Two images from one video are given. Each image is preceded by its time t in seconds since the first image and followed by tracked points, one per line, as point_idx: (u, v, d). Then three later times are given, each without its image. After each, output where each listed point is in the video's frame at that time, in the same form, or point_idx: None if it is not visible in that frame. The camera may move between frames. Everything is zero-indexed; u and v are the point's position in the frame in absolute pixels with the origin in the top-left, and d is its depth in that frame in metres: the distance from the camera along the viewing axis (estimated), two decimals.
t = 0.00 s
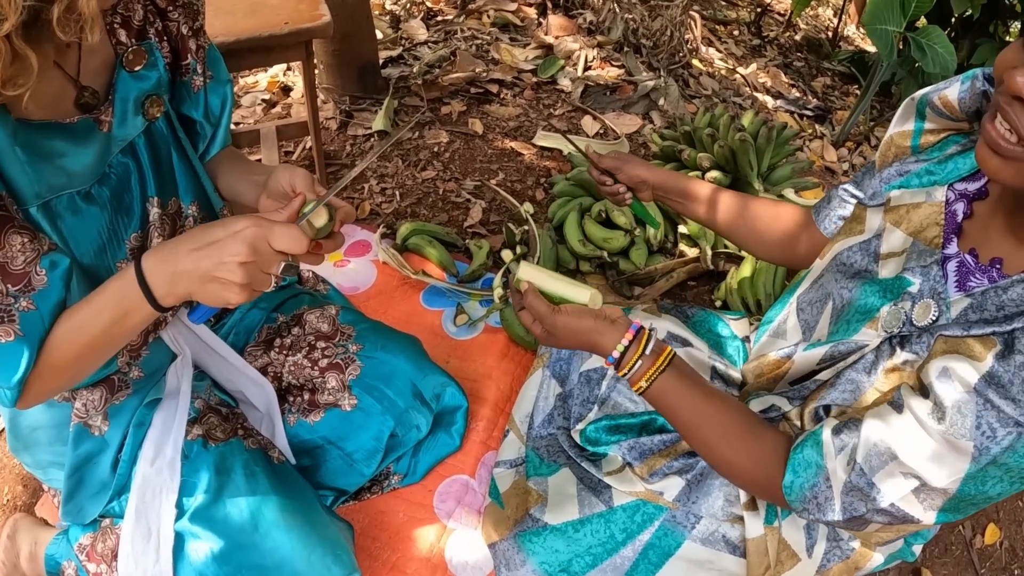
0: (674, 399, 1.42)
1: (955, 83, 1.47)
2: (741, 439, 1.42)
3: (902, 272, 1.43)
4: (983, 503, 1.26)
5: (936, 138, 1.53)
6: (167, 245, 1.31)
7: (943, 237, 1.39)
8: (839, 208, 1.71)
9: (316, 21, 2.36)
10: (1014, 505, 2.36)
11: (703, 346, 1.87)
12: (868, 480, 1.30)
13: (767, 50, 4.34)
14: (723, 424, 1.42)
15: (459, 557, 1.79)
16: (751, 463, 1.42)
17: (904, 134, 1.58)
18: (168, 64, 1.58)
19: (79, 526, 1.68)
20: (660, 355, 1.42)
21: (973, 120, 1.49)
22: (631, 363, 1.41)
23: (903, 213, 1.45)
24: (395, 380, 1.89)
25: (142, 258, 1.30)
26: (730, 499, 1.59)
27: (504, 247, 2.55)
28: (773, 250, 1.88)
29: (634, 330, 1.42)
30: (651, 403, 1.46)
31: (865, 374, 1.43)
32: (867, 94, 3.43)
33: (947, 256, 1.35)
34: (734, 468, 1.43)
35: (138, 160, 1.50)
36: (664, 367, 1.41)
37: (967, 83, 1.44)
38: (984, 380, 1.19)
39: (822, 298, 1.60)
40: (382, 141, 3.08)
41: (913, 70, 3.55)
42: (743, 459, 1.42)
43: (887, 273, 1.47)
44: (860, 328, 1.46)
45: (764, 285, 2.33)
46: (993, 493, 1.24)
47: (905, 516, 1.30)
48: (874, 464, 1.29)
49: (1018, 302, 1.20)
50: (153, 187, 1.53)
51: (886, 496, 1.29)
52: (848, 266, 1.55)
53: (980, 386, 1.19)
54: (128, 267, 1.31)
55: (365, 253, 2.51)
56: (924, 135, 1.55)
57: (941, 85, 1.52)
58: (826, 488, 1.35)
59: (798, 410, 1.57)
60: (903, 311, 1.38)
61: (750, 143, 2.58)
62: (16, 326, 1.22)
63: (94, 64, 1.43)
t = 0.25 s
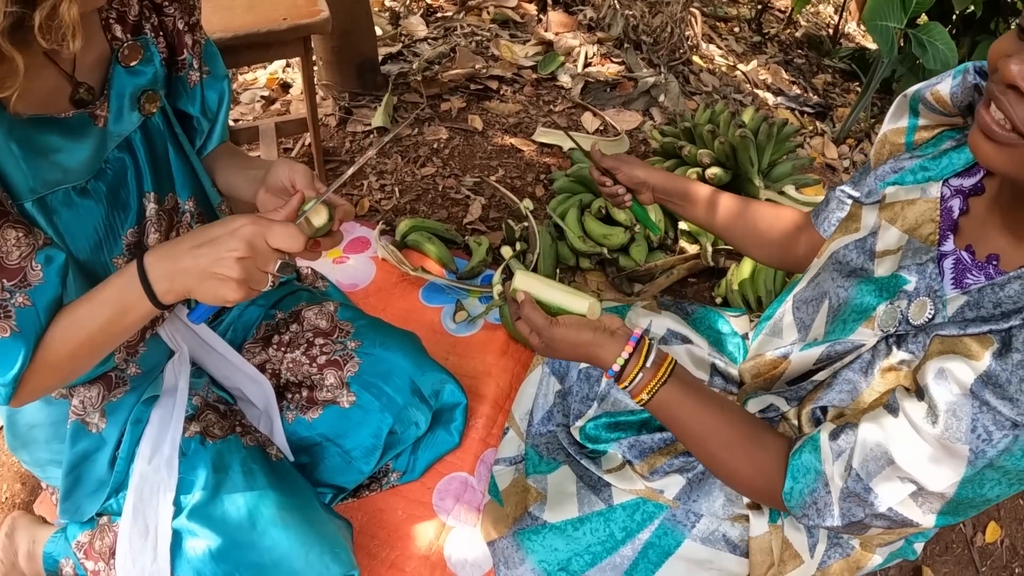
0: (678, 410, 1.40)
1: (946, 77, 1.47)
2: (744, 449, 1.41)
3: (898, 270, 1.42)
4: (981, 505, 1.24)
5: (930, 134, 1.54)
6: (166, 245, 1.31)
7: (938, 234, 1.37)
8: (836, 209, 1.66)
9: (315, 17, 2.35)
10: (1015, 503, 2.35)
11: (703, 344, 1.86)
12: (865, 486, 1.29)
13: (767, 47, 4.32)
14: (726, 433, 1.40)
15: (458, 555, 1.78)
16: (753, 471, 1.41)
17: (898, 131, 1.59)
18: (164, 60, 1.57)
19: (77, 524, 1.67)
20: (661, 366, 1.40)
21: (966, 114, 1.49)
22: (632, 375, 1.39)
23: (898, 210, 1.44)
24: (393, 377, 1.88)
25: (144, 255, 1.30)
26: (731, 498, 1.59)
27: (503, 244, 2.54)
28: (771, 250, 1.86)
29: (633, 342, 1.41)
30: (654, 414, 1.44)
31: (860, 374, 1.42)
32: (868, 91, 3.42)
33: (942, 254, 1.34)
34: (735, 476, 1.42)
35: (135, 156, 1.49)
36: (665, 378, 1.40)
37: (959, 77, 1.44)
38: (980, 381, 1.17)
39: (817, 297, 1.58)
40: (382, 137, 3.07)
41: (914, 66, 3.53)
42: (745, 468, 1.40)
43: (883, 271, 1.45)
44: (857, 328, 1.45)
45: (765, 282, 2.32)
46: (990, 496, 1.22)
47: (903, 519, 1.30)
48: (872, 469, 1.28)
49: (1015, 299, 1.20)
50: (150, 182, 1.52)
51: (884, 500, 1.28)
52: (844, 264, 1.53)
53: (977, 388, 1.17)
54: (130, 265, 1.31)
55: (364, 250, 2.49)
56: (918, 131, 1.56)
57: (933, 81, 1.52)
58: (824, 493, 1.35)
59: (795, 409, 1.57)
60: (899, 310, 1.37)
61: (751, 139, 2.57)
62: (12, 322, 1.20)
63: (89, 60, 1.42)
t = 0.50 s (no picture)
0: (681, 405, 1.39)
1: (940, 71, 1.45)
2: (745, 446, 1.39)
3: (895, 264, 1.40)
4: (980, 499, 1.23)
5: (925, 128, 1.53)
6: (169, 244, 1.31)
7: (935, 228, 1.36)
8: (834, 207, 1.63)
9: (313, 13, 2.34)
10: (1017, 501, 2.34)
11: (703, 341, 1.85)
12: (864, 481, 1.28)
13: (768, 45, 4.31)
14: (727, 429, 1.39)
15: (457, 554, 1.78)
16: (753, 468, 1.40)
17: (893, 126, 1.58)
18: (159, 57, 1.57)
19: (75, 522, 1.66)
20: (665, 359, 1.38)
21: (962, 108, 1.48)
22: (635, 368, 1.37)
23: (894, 205, 1.43)
24: (392, 375, 1.87)
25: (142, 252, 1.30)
26: (731, 495, 1.58)
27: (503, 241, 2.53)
28: (771, 247, 1.85)
29: (638, 333, 1.38)
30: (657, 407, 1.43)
31: (859, 369, 1.41)
32: (869, 89, 3.40)
33: (940, 247, 1.33)
34: (735, 473, 1.41)
35: (132, 152, 1.49)
36: (669, 371, 1.38)
37: (953, 70, 1.42)
38: (979, 374, 1.16)
39: (816, 293, 1.57)
40: (381, 135, 3.06)
41: (915, 64, 3.52)
42: (745, 465, 1.39)
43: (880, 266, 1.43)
44: (855, 323, 1.44)
45: (765, 279, 2.31)
46: (990, 490, 1.21)
47: (903, 515, 1.28)
48: (870, 465, 1.27)
49: (1013, 291, 1.19)
50: (146, 179, 1.51)
51: (883, 496, 1.27)
52: (841, 259, 1.52)
53: (975, 380, 1.16)
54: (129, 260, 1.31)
55: (364, 247, 2.48)
56: (914, 126, 1.55)
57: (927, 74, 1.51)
58: (824, 489, 1.34)
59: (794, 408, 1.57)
60: (896, 304, 1.36)
61: (751, 136, 2.56)
62: (6, 318, 1.20)
63: (84, 57, 1.41)
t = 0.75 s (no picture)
0: (682, 400, 1.39)
1: (937, 66, 1.45)
2: (745, 442, 1.39)
3: (892, 259, 1.40)
4: (980, 495, 1.21)
5: (924, 124, 1.51)
6: (160, 244, 1.32)
7: (932, 221, 1.36)
8: (832, 207, 1.64)
9: (314, 12, 2.34)
10: (1018, 501, 2.34)
11: (703, 341, 1.85)
12: (862, 477, 1.27)
13: (769, 45, 4.30)
14: (727, 425, 1.39)
15: (456, 553, 1.78)
16: (753, 464, 1.39)
17: (891, 123, 1.58)
18: (158, 56, 1.57)
19: (74, 521, 1.66)
20: (666, 355, 1.39)
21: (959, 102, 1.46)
22: (636, 362, 1.38)
23: (892, 200, 1.43)
24: (391, 373, 1.87)
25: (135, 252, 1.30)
26: (731, 494, 1.58)
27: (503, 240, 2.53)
28: (773, 246, 1.84)
29: (639, 329, 1.40)
30: (658, 402, 1.43)
31: (858, 366, 1.39)
32: (870, 89, 3.40)
33: (937, 241, 1.33)
34: (735, 469, 1.40)
35: (130, 151, 1.48)
36: (671, 366, 1.39)
37: (949, 64, 1.41)
38: (977, 368, 1.15)
39: (815, 290, 1.58)
40: (382, 134, 3.06)
41: (916, 64, 3.52)
42: (745, 461, 1.39)
43: (877, 261, 1.44)
44: (852, 319, 1.43)
45: (766, 279, 2.31)
46: (989, 485, 1.19)
47: (902, 511, 1.27)
48: (868, 461, 1.26)
49: (1010, 284, 1.18)
50: (144, 178, 1.51)
51: (881, 492, 1.26)
52: (840, 256, 1.53)
53: (971, 372, 1.14)
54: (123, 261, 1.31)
55: (364, 246, 2.47)
56: (912, 122, 1.54)
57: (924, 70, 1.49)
58: (822, 486, 1.33)
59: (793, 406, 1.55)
60: (894, 298, 1.35)
61: (752, 136, 2.56)
62: None
63: (82, 55, 1.41)
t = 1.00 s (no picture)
0: (681, 398, 1.40)
1: (932, 65, 1.45)
2: (744, 441, 1.38)
3: (889, 257, 1.41)
4: (979, 493, 1.21)
5: (919, 123, 1.51)
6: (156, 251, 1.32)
7: (928, 219, 1.35)
8: (831, 206, 1.62)
9: (315, 13, 2.34)
10: (1018, 503, 2.33)
11: (702, 342, 1.84)
12: (859, 477, 1.27)
13: (770, 45, 4.30)
14: (726, 423, 1.39)
15: (456, 554, 1.77)
16: (752, 464, 1.39)
17: (887, 122, 1.58)
18: (156, 53, 1.57)
19: (74, 521, 1.66)
20: (667, 353, 1.39)
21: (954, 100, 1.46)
22: (637, 360, 1.39)
23: (888, 199, 1.43)
24: (390, 373, 1.86)
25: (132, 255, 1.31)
26: (730, 495, 1.58)
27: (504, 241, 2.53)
28: (773, 248, 1.85)
29: (641, 326, 1.41)
30: (657, 401, 1.43)
31: (854, 364, 1.40)
32: (871, 89, 3.40)
33: (933, 239, 1.32)
34: (734, 468, 1.40)
35: (129, 152, 1.49)
36: (671, 364, 1.39)
37: (943, 63, 1.42)
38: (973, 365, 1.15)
39: (812, 289, 1.58)
40: (382, 135, 3.06)
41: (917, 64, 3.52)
42: (744, 460, 1.39)
43: (873, 260, 1.44)
44: (849, 318, 1.43)
45: (766, 280, 2.31)
46: (988, 482, 1.19)
47: (900, 510, 1.27)
48: (865, 460, 1.25)
49: (1007, 280, 1.18)
50: (143, 178, 1.51)
51: (879, 490, 1.26)
52: (837, 255, 1.53)
53: (967, 369, 1.15)
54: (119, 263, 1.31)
55: (364, 247, 2.47)
56: (907, 121, 1.54)
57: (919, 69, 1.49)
58: (820, 485, 1.33)
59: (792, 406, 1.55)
60: (891, 296, 1.36)
61: (753, 136, 2.56)
62: None
63: (80, 55, 1.41)
